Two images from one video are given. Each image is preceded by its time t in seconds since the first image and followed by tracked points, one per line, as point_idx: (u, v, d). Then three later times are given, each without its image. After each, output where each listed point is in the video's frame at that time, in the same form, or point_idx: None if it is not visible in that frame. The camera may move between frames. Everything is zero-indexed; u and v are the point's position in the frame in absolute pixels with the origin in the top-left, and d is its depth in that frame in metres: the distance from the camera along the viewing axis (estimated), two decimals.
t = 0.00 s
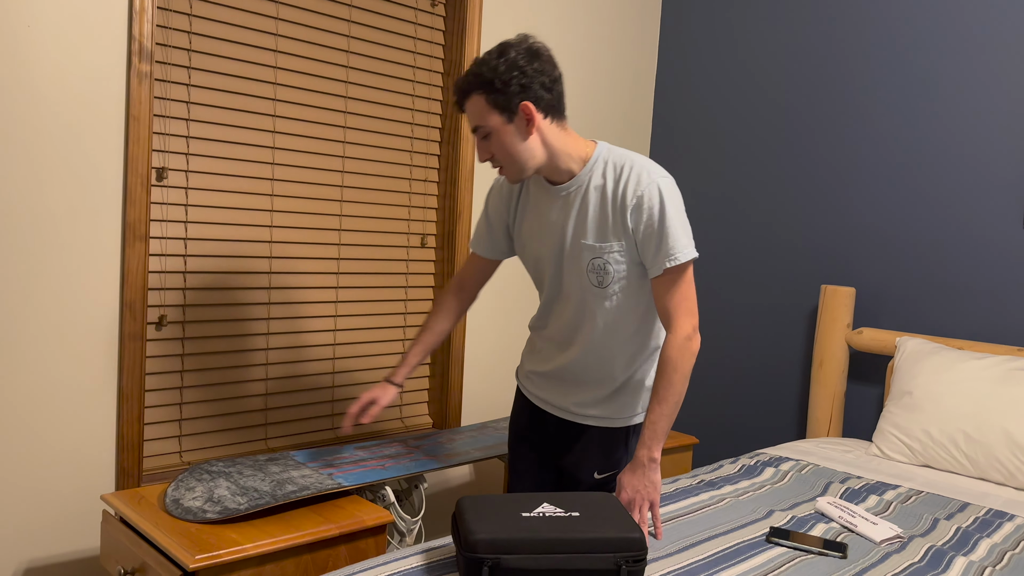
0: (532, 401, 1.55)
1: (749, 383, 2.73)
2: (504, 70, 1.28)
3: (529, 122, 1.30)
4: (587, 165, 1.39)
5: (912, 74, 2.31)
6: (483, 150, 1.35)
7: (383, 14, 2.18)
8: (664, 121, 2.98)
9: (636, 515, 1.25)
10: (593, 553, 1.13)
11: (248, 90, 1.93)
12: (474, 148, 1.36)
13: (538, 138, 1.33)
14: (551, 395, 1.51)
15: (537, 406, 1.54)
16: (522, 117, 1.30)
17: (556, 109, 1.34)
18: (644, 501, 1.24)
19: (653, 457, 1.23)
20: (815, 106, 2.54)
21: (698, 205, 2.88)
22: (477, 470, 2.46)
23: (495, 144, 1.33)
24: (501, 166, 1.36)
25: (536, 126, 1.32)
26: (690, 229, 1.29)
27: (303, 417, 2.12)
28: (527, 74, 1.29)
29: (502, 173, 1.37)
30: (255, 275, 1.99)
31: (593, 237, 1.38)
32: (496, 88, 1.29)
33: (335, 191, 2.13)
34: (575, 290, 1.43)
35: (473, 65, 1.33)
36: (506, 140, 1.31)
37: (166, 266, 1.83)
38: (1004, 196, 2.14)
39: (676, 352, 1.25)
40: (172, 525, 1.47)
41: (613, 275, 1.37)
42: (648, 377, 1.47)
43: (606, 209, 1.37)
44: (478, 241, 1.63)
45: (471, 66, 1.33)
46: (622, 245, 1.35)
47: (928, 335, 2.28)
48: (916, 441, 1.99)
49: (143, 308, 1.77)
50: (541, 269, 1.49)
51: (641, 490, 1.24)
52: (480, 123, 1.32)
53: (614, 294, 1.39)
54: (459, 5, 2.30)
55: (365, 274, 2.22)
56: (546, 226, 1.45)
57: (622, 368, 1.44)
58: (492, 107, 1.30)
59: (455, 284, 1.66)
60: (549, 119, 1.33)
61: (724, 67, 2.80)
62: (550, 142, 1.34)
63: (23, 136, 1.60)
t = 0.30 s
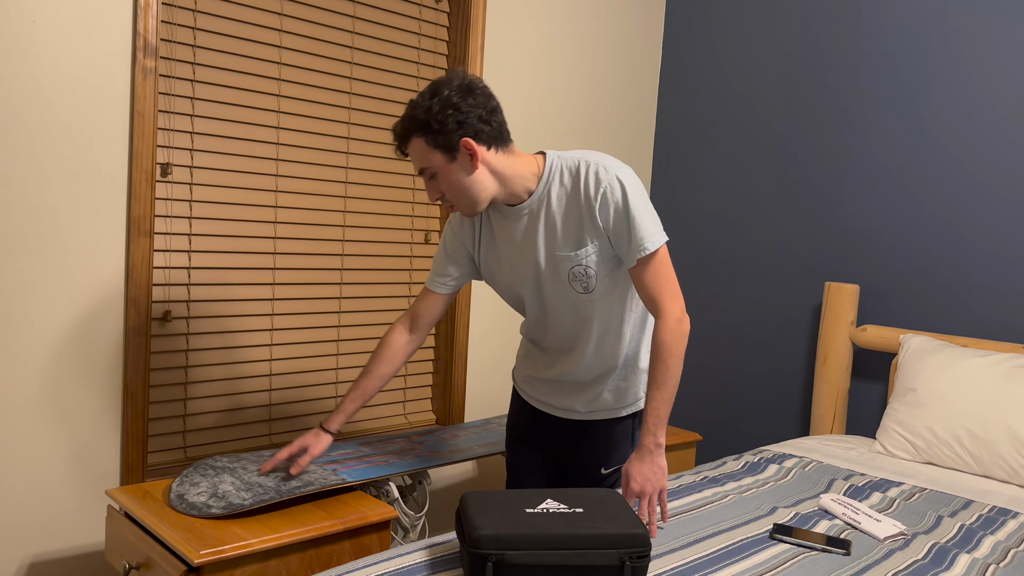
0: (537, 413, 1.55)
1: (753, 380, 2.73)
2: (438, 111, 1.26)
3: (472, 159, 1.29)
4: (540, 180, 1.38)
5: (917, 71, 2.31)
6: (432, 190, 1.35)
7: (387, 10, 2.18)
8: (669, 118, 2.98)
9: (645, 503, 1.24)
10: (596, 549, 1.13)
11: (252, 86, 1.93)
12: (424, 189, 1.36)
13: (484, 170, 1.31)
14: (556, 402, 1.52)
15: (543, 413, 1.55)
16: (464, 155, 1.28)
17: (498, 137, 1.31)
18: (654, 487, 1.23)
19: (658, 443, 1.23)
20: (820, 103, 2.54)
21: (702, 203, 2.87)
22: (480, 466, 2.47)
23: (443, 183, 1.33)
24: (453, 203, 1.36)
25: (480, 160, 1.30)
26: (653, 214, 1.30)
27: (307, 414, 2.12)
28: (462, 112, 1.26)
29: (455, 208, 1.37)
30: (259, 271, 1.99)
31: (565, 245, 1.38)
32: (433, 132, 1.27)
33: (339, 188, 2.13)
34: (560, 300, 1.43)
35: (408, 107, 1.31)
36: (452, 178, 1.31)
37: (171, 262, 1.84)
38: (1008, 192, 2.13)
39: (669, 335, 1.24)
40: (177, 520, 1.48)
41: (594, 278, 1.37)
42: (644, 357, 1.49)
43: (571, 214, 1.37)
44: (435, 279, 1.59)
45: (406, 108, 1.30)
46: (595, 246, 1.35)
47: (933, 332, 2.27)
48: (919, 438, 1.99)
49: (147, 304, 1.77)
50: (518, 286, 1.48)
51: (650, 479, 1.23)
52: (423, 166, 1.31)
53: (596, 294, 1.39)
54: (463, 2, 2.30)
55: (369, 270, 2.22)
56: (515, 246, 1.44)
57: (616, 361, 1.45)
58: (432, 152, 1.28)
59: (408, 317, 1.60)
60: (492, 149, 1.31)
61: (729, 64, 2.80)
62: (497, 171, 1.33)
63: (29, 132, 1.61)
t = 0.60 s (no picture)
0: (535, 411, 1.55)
1: (756, 379, 2.73)
2: (420, 107, 1.29)
3: (455, 153, 1.31)
4: (532, 173, 1.39)
5: (921, 70, 2.31)
6: (424, 184, 1.39)
7: (391, 8, 2.18)
8: (672, 117, 2.98)
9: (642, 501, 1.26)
10: (601, 546, 1.13)
11: (257, 84, 1.93)
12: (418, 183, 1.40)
13: (469, 164, 1.33)
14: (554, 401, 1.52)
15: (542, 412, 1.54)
16: (446, 149, 1.30)
17: (483, 130, 1.32)
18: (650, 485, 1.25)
19: (650, 442, 1.25)
20: (823, 102, 2.54)
21: (705, 201, 2.87)
22: (483, 464, 2.47)
23: (432, 178, 1.36)
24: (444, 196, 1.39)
25: (464, 154, 1.32)
26: (639, 207, 1.28)
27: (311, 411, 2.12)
28: (443, 108, 1.28)
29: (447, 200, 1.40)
30: (263, 269, 1.99)
31: (555, 239, 1.38)
32: (416, 128, 1.30)
33: (343, 185, 2.13)
34: (552, 296, 1.43)
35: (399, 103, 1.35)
36: (439, 172, 1.34)
37: (175, 259, 1.84)
38: (1012, 191, 2.13)
39: (659, 334, 1.25)
40: (183, 517, 1.48)
41: (583, 271, 1.37)
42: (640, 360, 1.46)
43: (561, 207, 1.36)
44: (456, 269, 1.67)
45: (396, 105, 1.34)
46: (583, 240, 1.35)
47: (936, 331, 2.27)
48: (923, 437, 1.99)
49: (152, 301, 1.78)
50: (514, 280, 1.49)
51: (643, 478, 1.25)
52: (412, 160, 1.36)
53: (586, 288, 1.38)
54: None
55: (372, 268, 2.22)
56: (509, 237, 1.45)
57: (610, 359, 1.43)
58: (418, 145, 1.32)
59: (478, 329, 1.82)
60: (477, 143, 1.32)
61: (733, 62, 2.79)
62: (482, 164, 1.34)
63: (35, 128, 1.61)
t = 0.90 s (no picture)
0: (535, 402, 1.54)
1: (759, 378, 2.72)
2: (454, 73, 1.31)
3: (482, 122, 1.32)
4: (548, 159, 1.39)
5: (923, 70, 2.31)
6: (444, 157, 1.38)
7: (394, 6, 2.18)
8: (675, 116, 2.98)
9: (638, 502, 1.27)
10: (604, 545, 1.13)
11: (261, 82, 1.93)
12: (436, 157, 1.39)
13: (494, 137, 1.34)
14: (553, 393, 1.51)
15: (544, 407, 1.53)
16: (475, 118, 1.32)
17: (513, 105, 1.35)
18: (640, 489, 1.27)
19: (644, 443, 1.25)
20: (827, 101, 2.53)
21: (708, 201, 2.87)
22: (485, 463, 2.47)
23: (454, 149, 1.36)
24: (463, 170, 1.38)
25: (491, 125, 1.33)
26: (648, 205, 1.27)
27: (313, 410, 2.12)
28: (476, 75, 1.31)
29: (465, 175, 1.39)
30: (266, 267, 1.99)
31: (564, 226, 1.38)
32: (447, 93, 1.32)
33: (346, 184, 2.13)
34: (556, 284, 1.42)
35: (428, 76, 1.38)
36: (463, 142, 1.34)
37: (178, 256, 1.84)
38: (1015, 191, 2.13)
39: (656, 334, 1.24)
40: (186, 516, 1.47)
41: (588, 263, 1.36)
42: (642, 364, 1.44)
43: (573, 197, 1.36)
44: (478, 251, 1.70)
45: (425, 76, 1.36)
46: (590, 230, 1.35)
47: (939, 331, 2.27)
48: (925, 437, 1.99)
49: (155, 299, 1.78)
50: (523, 268, 1.49)
51: (638, 478, 1.26)
52: (436, 130, 1.35)
53: (591, 281, 1.37)
54: None
55: (375, 267, 2.22)
56: (521, 222, 1.46)
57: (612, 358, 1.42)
58: (446, 111, 1.32)
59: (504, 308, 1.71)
60: (504, 118, 1.34)
61: (736, 61, 2.79)
62: (506, 140, 1.35)
63: (37, 127, 1.61)
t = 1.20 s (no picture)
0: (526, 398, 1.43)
1: (759, 378, 2.72)
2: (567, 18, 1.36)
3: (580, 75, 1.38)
4: (588, 133, 1.37)
5: (924, 69, 2.31)
6: (543, 80, 1.30)
7: (396, 5, 2.18)
8: (676, 116, 2.98)
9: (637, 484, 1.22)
10: (605, 545, 1.14)
11: (262, 81, 1.94)
12: (533, 78, 1.30)
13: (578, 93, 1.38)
14: (544, 387, 1.40)
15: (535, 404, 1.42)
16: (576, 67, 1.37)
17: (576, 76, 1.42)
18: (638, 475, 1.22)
19: (663, 427, 1.21)
20: (828, 101, 2.53)
21: (709, 201, 2.87)
22: (485, 462, 2.47)
23: (559, 77, 1.32)
24: (551, 103, 1.31)
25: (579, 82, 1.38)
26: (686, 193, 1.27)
27: (313, 409, 2.12)
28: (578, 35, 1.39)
29: (547, 111, 1.31)
30: (267, 266, 1.99)
31: (590, 205, 1.34)
32: (564, 26, 1.35)
33: (347, 183, 2.13)
34: (567, 265, 1.36)
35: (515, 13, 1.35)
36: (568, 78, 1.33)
37: (179, 255, 1.84)
38: (1016, 191, 2.13)
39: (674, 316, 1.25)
40: (186, 516, 1.47)
41: (611, 243, 1.31)
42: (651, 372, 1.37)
43: (605, 177, 1.34)
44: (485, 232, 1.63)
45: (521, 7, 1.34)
46: (618, 210, 1.31)
47: (940, 331, 2.27)
48: (926, 437, 1.99)
49: (156, 298, 1.78)
50: (534, 248, 1.41)
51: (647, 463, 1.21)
52: (549, 52, 1.31)
53: (611, 263, 1.32)
54: None
55: (376, 266, 2.22)
56: (541, 200, 1.41)
57: (619, 354, 1.33)
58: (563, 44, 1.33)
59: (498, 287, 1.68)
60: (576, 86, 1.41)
61: (738, 60, 2.79)
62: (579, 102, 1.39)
63: (38, 125, 1.61)
